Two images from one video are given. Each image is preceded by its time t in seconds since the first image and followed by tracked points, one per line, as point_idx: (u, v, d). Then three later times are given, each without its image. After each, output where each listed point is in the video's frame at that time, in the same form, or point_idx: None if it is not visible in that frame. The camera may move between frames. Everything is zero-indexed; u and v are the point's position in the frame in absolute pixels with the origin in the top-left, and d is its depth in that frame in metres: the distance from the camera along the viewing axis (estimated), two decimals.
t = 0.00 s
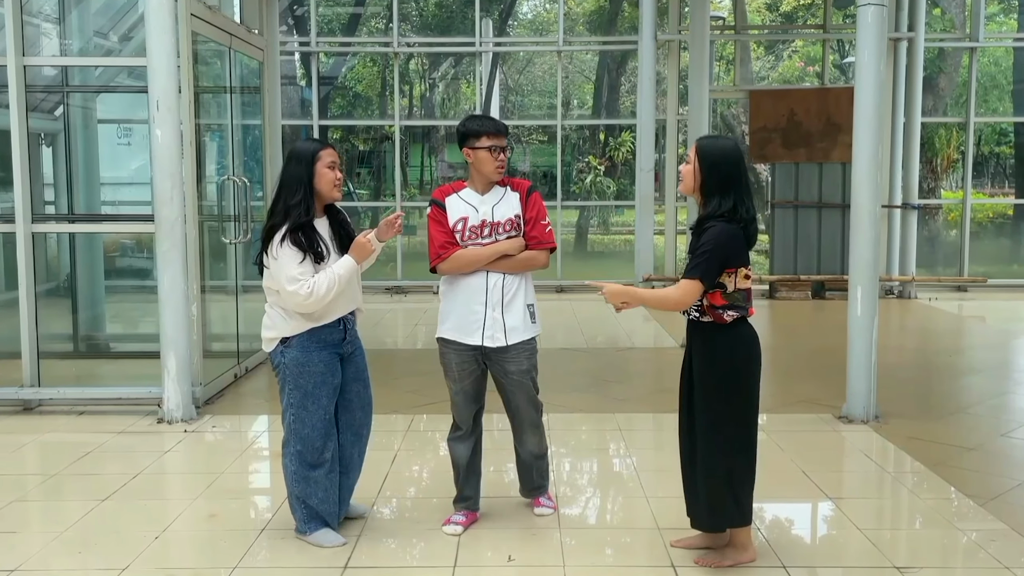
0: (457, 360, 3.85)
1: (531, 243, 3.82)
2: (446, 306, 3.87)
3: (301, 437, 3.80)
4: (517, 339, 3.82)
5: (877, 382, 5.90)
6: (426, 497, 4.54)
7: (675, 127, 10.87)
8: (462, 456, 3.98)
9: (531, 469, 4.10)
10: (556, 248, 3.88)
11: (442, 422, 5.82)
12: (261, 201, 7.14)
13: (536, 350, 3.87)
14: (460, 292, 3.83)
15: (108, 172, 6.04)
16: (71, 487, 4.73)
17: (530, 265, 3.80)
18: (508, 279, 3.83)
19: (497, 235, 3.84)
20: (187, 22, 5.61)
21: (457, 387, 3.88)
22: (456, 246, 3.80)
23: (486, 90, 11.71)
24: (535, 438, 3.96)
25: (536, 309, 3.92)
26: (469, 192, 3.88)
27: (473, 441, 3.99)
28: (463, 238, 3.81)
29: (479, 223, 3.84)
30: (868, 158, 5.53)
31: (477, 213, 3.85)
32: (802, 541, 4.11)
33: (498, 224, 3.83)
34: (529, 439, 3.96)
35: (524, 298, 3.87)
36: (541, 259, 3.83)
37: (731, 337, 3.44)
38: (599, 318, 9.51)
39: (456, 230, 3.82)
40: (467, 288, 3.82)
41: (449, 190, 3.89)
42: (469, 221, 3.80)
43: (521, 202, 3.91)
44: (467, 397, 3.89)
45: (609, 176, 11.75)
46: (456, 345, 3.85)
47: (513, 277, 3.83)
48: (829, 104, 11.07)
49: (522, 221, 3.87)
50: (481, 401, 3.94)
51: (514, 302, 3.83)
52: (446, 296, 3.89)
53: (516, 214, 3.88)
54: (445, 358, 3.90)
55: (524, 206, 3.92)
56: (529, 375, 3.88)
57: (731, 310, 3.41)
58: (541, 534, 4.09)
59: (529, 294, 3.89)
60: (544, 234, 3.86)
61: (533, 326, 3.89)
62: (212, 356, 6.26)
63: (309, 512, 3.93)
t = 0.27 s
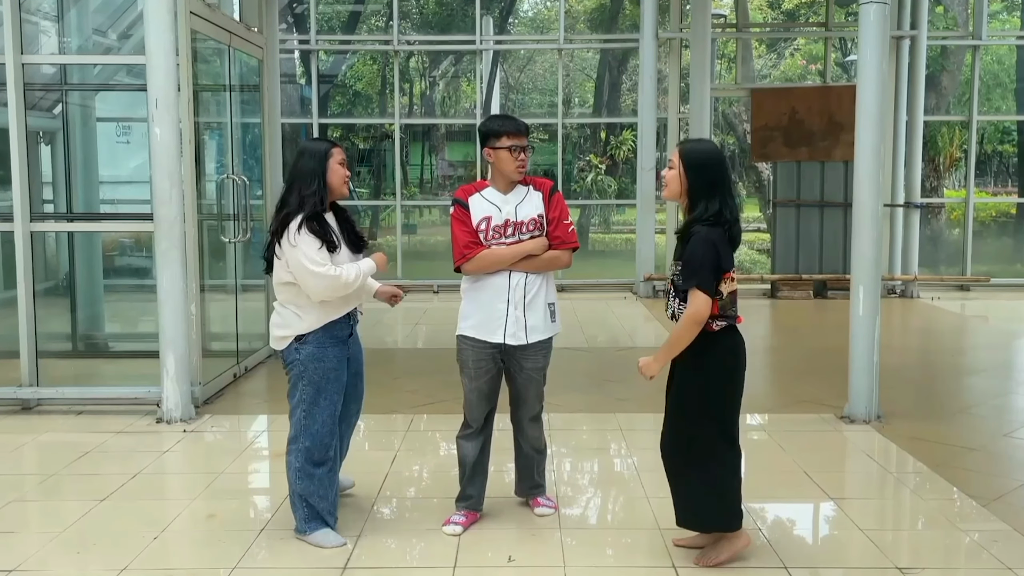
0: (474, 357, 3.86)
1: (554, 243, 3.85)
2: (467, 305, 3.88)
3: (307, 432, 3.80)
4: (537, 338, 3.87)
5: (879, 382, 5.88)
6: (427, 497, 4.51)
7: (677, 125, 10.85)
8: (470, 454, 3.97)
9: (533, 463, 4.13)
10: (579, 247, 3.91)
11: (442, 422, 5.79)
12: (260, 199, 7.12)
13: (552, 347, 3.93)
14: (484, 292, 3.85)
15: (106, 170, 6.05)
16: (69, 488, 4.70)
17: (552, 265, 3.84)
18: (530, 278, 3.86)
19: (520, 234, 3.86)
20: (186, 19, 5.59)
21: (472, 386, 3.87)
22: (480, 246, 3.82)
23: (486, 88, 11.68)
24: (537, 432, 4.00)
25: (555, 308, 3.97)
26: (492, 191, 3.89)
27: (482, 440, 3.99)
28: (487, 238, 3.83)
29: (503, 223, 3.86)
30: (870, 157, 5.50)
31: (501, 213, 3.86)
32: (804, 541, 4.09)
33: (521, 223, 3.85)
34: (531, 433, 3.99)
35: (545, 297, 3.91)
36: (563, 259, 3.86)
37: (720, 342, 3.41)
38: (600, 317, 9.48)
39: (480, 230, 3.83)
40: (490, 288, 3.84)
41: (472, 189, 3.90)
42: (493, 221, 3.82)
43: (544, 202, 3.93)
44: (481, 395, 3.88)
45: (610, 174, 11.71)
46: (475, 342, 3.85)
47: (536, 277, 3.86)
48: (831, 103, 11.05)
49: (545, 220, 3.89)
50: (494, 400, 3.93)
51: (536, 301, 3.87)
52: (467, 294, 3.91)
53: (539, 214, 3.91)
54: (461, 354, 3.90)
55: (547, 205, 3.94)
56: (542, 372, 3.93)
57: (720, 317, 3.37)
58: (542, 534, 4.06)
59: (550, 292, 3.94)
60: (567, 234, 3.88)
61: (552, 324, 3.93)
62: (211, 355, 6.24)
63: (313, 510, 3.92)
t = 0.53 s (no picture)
0: (485, 350, 3.89)
1: (570, 244, 3.87)
2: (485, 301, 3.93)
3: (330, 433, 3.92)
4: (551, 338, 3.89)
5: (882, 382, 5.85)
6: (428, 497, 4.48)
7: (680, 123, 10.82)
8: (477, 452, 3.98)
9: (538, 461, 4.13)
10: (596, 248, 3.91)
11: (443, 422, 5.76)
12: (260, 198, 7.10)
13: (565, 346, 3.95)
14: (500, 288, 3.90)
15: (104, 169, 6.04)
16: (69, 488, 4.68)
17: (568, 265, 3.86)
18: (545, 277, 3.88)
19: (537, 233, 3.88)
20: (187, 17, 5.56)
21: (483, 380, 3.91)
22: (496, 243, 3.86)
23: (487, 86, 11.66)
24: (543, 427, 4.05)
25: (572, 308, 3.98)
26: (514, 188, 3.90)
27: (489, 436, 3.99)
28: (503, 235, 3.87)
29: (521, 220, 3.88)
30: (873, 156, 5.47)
31: (519, 210, 3.88)
32: (807, 542, 4.05)
33: (538, 223, 3.87)
34: (537, 428, 4.04)
35: (561, 296, 3.92)
36: (580, 259, 3.88)
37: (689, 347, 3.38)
38: (601, 317, 9.45)
39: (497, 227, 3.87)
40: (505, 285, 3.89)
41: (494, 185, 3.92)
42: (510, 219, 3.85)
43: (564, 202, 3.92)
44: (491, 390, 3.91)
45: (613, 173, 11.74)
46: (488, 338, 3.89)
47: (551, 276, 3.88)
48: (835, 101, 10.99)
49: (563, 220, 3.89)
50: (503, 396, 3.96)
51: (550, 299, 3.88)
52: (484, 290, 3.95)
53: (558, 213, 3.91)
54: (474, 349, 3.94)
55: (566, 205, 3.93)
56: (552, 369, 3.96)
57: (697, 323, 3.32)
58: (544, 535, 4.03)
59: (567, 292, 3.95)
60: (584, 234, 3.90)
61: (567, 324, 3.94)
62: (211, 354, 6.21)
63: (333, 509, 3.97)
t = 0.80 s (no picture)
0: (490, 345, 3.90)
1: (579, 244, 3.84)
2: (492, 296, 3.94)
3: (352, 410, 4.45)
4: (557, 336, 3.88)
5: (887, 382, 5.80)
6: (430, 497, 4.45)
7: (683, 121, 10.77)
8: (481, 447, 3.97)
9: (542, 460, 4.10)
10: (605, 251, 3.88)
11: (445, 422, 5.73)
12: (261, 196, 7.07)
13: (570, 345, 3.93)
14: (507, 284, 3.90)
15: (105, 167, 6.04)
16: (69, 488, 4.65)
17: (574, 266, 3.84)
18: (552, 275, 3.87)
19: (546, 232, 3.87)
20: (187, 14, 5.52)
21: (487, 373, 3.91)
22: (504, 239, 3.87)
23: (489, 83, 11.63)
24: (548, 426, 4.01)
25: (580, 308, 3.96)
26: (526, 186, 3.91)
27: (492, 431, 3.98)
28: (512, 232, 3.87)
29: (531, 218, 3.88)
30: (878, 154, 5.44)
31: (530, 208, 3.88)
32: (811, 542, 4.02)
33: (547, 221, 3.85)
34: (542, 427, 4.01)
35: (568, 295, 3.91)
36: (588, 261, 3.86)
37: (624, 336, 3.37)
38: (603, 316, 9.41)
39: (507, 223, 3.88)
40: (512, 281, 3.89)
41: (507, 182, 3.94)
42: (519, 216, 3.85)
43: (575, 202, 3.90)
44: (496, 384, 3.91)
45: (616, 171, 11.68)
46: (493, 333, 3.90)
47: (558, 275, 3.87)
48: (839, 99, 10.95)
49: (573, 221, 3.87)
50: (507, 390, 3.96)
51: (556, 297, 3.88)
52: (493, 286, 3.96)
53: (569, 213, 3.89)
54: (479, 343, 3.94)
55: (578, 206, 3.91)
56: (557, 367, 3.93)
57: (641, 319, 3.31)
58: (546, 535, 4.00)
59: (575, 292, 3.94)
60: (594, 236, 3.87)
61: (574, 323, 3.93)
62: (212, 354, 6.19)
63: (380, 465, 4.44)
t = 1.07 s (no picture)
0: (491, 347, 3.91)
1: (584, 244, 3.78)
2: (495, 294, 3.94)
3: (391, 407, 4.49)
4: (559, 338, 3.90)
5: (893, 382, 5.76)
6: (432, 497, 4.43)
7: (686, 119, 10.73)
8: (485, 446, 4.04)
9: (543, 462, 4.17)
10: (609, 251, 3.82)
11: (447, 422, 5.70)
12: (263, 195, 7.05)
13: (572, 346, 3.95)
14: (509, 284, 3.90)
15: (107, 166, 5.98)
16: (71, 487, 4.63)
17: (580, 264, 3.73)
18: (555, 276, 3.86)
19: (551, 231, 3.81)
20: (189, 12, 5.50)
21: (488, 374, 3.94)
22: (508, 237, 3.80)
23: (492, 81, 11.59)
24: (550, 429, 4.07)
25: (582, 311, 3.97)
26: (529, 185, 3.85)
27: (496, 431, 4.03)
28: (516, 230, 3.81)
29: (535, 217, 3.83)
30: (884, 152, 5.41)
31: (534, 207, 3.83)
32: (816, 543, 3.99)
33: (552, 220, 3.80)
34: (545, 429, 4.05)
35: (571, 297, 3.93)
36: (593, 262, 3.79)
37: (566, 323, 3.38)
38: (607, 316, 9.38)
39: (511, 222, 3.82)
40: (514, 281, 3.89)
41: (511, 180, 3.88)
42: (524, 214, 3.80)
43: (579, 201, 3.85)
44: (500, 385, 3.94)
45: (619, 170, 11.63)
46: (495, 334, 3.91)
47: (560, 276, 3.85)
48: (844, 97, 10.92)
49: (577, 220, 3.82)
50: (509, 392, 3.98)
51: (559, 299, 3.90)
52: (495, 286, 3.97)
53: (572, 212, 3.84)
54: (481, 344, 3.96)
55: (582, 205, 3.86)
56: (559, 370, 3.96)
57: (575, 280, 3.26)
58: (549, 535, 3.98)
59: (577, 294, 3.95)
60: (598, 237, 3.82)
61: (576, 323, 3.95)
62: (214, 353, 6.17)
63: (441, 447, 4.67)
